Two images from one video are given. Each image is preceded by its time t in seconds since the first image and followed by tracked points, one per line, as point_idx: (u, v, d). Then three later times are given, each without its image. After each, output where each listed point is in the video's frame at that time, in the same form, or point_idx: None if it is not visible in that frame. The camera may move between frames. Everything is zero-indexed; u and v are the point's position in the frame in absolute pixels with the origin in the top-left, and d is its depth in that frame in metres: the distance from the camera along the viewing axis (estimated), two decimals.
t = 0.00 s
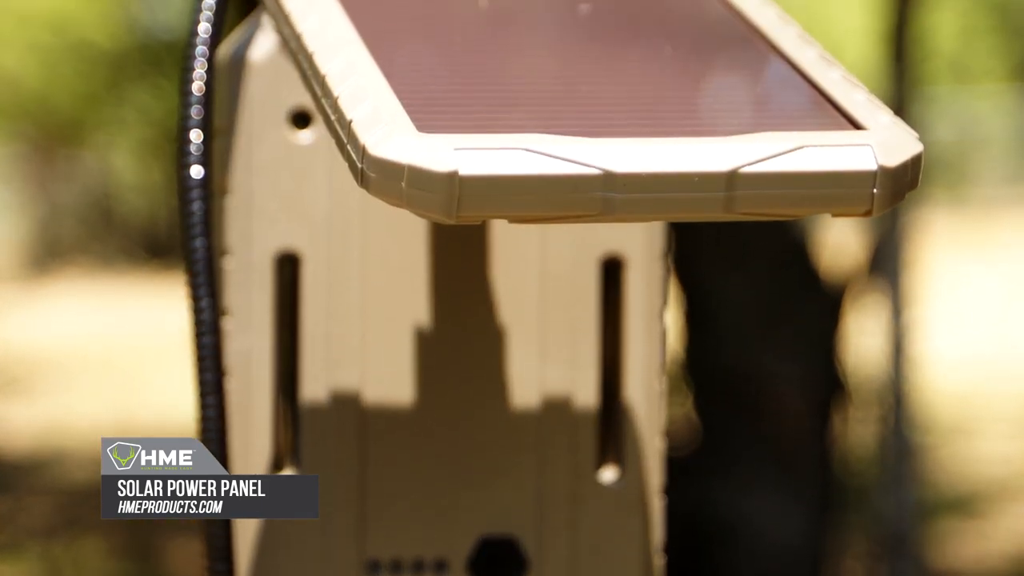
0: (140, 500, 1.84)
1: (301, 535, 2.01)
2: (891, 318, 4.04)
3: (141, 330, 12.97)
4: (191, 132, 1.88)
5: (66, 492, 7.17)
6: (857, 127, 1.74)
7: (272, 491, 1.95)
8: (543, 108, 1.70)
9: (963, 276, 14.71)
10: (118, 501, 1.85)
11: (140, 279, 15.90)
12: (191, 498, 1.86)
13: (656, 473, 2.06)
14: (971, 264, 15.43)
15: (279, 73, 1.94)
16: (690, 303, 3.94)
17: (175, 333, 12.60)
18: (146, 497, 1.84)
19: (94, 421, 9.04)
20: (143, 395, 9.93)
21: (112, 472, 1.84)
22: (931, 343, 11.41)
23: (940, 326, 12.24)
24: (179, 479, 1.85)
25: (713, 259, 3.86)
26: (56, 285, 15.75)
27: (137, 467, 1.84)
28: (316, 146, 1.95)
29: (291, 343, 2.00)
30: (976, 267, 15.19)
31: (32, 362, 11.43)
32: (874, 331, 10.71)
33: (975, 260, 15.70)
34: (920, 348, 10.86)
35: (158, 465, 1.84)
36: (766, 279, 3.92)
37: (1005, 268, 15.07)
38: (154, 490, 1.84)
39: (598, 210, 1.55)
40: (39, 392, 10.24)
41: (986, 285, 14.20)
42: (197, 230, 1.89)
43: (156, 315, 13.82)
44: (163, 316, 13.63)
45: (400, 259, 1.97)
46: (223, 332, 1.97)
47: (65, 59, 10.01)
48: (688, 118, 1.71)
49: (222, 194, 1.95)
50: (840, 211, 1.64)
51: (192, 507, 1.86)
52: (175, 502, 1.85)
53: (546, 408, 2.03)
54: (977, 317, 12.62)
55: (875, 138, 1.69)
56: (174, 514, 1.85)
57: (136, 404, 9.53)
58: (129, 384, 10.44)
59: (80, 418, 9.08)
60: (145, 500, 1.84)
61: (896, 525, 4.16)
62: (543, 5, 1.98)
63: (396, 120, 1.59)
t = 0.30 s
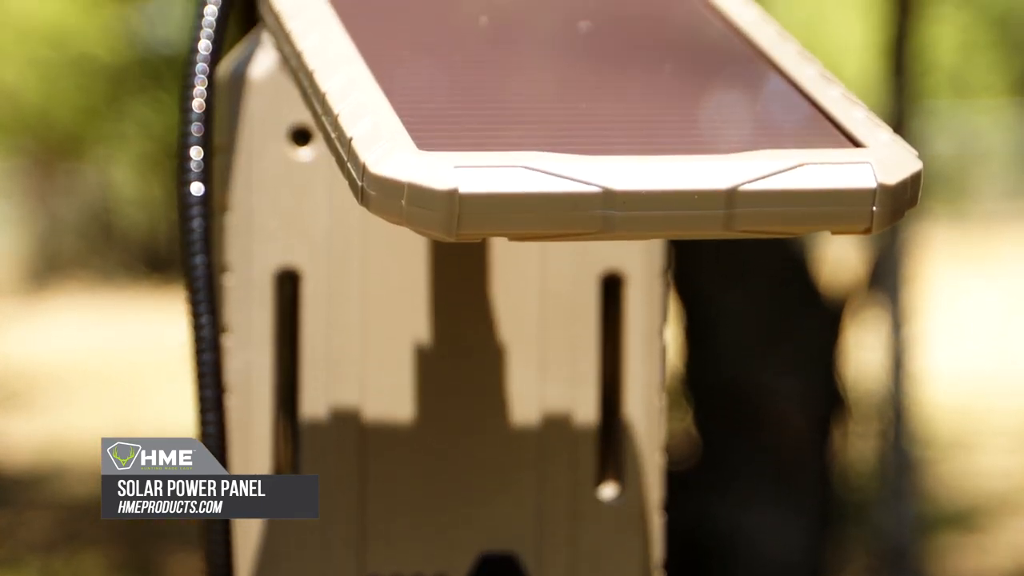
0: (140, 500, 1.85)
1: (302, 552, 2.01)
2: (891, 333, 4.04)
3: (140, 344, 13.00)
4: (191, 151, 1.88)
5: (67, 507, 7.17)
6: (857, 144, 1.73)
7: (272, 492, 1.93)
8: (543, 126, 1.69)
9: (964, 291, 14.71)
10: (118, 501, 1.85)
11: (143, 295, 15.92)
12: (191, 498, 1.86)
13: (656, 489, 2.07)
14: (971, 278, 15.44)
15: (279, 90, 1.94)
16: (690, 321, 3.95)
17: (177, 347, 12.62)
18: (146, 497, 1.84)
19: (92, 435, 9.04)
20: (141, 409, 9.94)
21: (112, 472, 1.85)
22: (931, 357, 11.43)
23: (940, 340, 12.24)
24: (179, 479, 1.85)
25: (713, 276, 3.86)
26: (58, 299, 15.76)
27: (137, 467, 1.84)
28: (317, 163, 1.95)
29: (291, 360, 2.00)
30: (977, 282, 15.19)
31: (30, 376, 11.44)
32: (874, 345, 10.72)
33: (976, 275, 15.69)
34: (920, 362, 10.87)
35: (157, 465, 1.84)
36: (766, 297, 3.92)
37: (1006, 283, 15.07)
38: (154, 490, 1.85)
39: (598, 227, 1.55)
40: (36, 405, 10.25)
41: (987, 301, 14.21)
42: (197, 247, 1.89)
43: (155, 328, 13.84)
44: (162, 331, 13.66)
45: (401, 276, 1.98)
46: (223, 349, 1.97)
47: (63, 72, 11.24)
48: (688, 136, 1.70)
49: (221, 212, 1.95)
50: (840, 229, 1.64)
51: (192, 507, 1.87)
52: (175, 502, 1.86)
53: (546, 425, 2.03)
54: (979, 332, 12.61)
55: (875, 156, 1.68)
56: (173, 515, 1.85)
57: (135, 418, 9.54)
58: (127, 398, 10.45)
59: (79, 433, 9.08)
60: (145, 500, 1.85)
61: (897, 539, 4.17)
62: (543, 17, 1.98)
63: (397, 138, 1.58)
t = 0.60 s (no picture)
0: (140, 500, 1.84)
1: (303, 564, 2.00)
2: (891, 346, 4.06)
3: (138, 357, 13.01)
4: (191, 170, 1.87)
5: (66, 521, 7.15)
6: (856, 161, 1.72)
7: (272, 491, 1.93)
8: (541, 142, 1.69)
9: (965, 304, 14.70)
10: (119, 502, 1.85)
11: (143, 308, 15.91)
12: (191, 498, 1.85)
13: (656, 504, 2.08)
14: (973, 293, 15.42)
15: (279, 106, 1.94)
16: (691, 335, 3.95)
17: (177, 360, 12.63)
18: (146, 497, 1.84)
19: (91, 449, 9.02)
20: (140, 423, 9.94)
21: (112, 472, 1.84)
22: (931, 370, 11.43)
23: (941, 352, 12.25)
24: (179, 480, 1.84)
25: (714, 291, 3.85)
26: (58, 312, 15.74)
27: (137, 467, 1.84)
28: (316, 179, 1.95)
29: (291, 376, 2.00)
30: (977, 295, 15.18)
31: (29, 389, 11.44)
32: (873, 357, 10.73)
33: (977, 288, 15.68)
34: (920, 375, 10.87)
35: (157, 465, 1.84)
36: (765, 312, 3.91)
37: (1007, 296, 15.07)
38: (154, 490, 1.84)
39: (596, 244, 1.54)
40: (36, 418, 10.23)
41: (987, 314, 14.20)
42: (197, 265, 1.88)
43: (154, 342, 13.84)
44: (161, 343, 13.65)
45: (402, 292, 1.98)
46: (222, 365, 1.97)
47: (64, 86, 12.30)
48: (688, 151, 1.70)
49: (221, 228, 1.96)
50: (840, 246, 1.63)
51: (192, 507, 1.86)
52: (175, 502, 1.85)
53: (546, 440, 2.04)
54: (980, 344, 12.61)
55: (874, 173, 1.68)
56: (174, 514, 1.85)
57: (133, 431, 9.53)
58: (125, 411, 10.45)
59: (78, 446, 9.06)
60: (145, 500, 1.84)
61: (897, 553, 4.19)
62: (542, 32, 1.99)
63: (397, 156, 1.57)
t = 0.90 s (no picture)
0: (140, 500, 1.84)
1: None
2: (891, 358, 4.10)
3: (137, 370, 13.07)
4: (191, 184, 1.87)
5: (65, 536, 7.13)
6: (855, 180, 1.72)
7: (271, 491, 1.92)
8: (539, 160, 1.68)
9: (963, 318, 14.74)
10: (119, 501, 1.84)
11: (143, 323, 15.90)
12: (191, 498, 1.85)
13: (656, 520, 2.07)
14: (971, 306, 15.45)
15: (278, 122, 1.95)
16: (689, 346, 4.28)
17: (177, 374, 12.65)
18: (146, 498, 1.84)
19: (91, 464, 9.01)
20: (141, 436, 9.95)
21: (112, 472, 1.84)
22: (931, 385, 11.43)
23: (941, 367, 12.26)
24: (179, 479, 1.84)
25: (712, 306, 4.19)
26: (59, 326, 15.72)
27: (137, 467, 1.84)
28: (315, 195, 1.96)
29: (290, 391, 2.00)
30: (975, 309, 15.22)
31: (29, 403, 11.49)
32: (873, 371, 10.74)
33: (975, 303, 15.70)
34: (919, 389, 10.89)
35: (157, 465, 1.84)
36: (765, 328, 4.19)
37: (1004, 310, 15.09)
38: (154, 490, 1.84)
39: (595, 261, 1.53)
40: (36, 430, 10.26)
41: (988, 328, 14.20)
42: (197, 280, 1.88)
43: (153, 356, 13.91)
44: (160, 357, 13.71)
45: (402, 307, 1.99)
46: (222, 381, 1.97)
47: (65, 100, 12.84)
48: (688, 169, 1.70)
49: (218, 245, 1.97)
50: (839, 263, 1.62)
51: (192, 507, 1.86)
52: (175, 502, 1.85)
53: (545, 455, 2.05)
54: (979, 359, 12.62)
55: (871, 189, 1.66)
56: (173, 514, 1.85)
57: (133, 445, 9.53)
58: (125, 425, 10.47)
59: (78, 461, 9.05)
60: (145, 500, 1.84)
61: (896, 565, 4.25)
62: (542, 50, 1.99)
63: (395, 173, 1.57)
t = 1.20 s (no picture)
0: (139, 500, 2.01)
1: None
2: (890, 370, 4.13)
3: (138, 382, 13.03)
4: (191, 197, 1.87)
5: (66, 548, 7.11)
6: (855, 193, 1.70)
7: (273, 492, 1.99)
8: (537, 173, 1.68)
9: (963, 330, 14.74)
10: (119, 501, 2.02)
11: (142, 334, 15.87)
12: (190, 497, 1.99)
13: (655, 533, 2.08)
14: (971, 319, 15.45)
15: (277, 135, 1.95)
16: (688, 355, 4.30)
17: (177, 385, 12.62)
18: (145, 497, 2.01)
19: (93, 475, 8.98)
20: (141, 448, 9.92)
21: (111, 473, 2.01)
22: (930, 396, 11.40)
23: (941, 378, 12.24)
24: (178, 480, 2.00)
25: (712, 317, 4.21)
26: (59, 337, 15.71)
27: (135, 467, 2.00)
28: (314, 208, 1.96)
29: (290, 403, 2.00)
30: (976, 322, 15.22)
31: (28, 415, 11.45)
32: (873, 382, 10.72)
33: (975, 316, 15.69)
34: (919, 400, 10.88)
35: (156, 466, 2.00)
36: (765, 338, 4.22)
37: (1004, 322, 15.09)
38: (153, 490, 2.01)
39: (595, 275, 1.51)
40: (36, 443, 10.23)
41: (987, 340, 14.18)
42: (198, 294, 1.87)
43: (152, 368, 13.87)
44: (160, 369, 13.68)
45: (402, 320, 1.99)
46: (222, 395, 1.97)
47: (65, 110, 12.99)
48: (688, 181, 1.70)
49: (218, 258, 1.96)
50: (838, 277, 1.60)
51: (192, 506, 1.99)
52: (174, 501, 2.00)
53: (545, 468, 2.05)
54: (980, 370, 12.60)
55: (872, 203, 1.64)
56: (173, 513, 2.00)
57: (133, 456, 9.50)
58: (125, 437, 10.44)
59: (80, 473, 9.02)
60: (144, 500, 2.01)
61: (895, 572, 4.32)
62: (540, 64, 1.99)
63: (395, 187, 1.55)
